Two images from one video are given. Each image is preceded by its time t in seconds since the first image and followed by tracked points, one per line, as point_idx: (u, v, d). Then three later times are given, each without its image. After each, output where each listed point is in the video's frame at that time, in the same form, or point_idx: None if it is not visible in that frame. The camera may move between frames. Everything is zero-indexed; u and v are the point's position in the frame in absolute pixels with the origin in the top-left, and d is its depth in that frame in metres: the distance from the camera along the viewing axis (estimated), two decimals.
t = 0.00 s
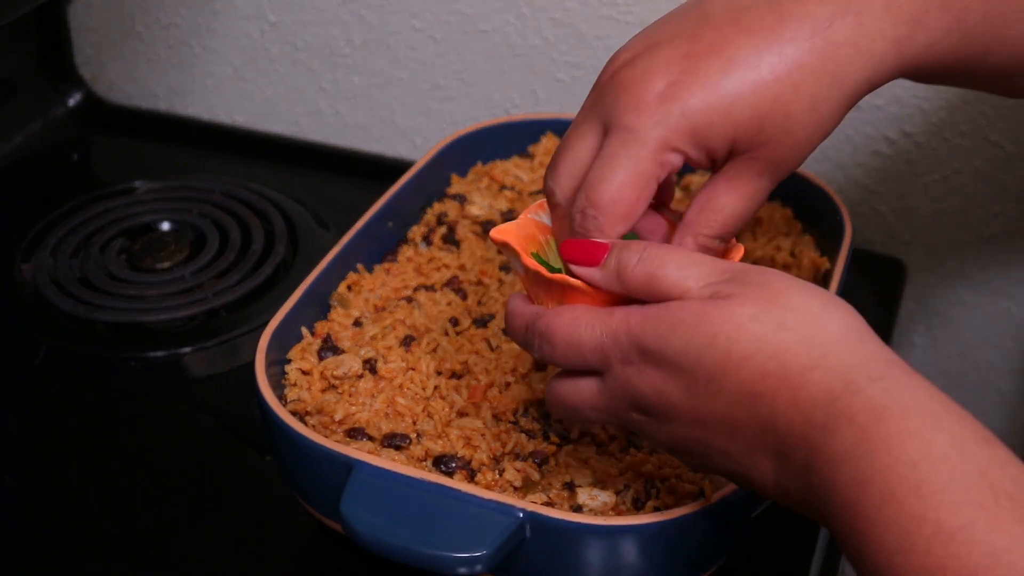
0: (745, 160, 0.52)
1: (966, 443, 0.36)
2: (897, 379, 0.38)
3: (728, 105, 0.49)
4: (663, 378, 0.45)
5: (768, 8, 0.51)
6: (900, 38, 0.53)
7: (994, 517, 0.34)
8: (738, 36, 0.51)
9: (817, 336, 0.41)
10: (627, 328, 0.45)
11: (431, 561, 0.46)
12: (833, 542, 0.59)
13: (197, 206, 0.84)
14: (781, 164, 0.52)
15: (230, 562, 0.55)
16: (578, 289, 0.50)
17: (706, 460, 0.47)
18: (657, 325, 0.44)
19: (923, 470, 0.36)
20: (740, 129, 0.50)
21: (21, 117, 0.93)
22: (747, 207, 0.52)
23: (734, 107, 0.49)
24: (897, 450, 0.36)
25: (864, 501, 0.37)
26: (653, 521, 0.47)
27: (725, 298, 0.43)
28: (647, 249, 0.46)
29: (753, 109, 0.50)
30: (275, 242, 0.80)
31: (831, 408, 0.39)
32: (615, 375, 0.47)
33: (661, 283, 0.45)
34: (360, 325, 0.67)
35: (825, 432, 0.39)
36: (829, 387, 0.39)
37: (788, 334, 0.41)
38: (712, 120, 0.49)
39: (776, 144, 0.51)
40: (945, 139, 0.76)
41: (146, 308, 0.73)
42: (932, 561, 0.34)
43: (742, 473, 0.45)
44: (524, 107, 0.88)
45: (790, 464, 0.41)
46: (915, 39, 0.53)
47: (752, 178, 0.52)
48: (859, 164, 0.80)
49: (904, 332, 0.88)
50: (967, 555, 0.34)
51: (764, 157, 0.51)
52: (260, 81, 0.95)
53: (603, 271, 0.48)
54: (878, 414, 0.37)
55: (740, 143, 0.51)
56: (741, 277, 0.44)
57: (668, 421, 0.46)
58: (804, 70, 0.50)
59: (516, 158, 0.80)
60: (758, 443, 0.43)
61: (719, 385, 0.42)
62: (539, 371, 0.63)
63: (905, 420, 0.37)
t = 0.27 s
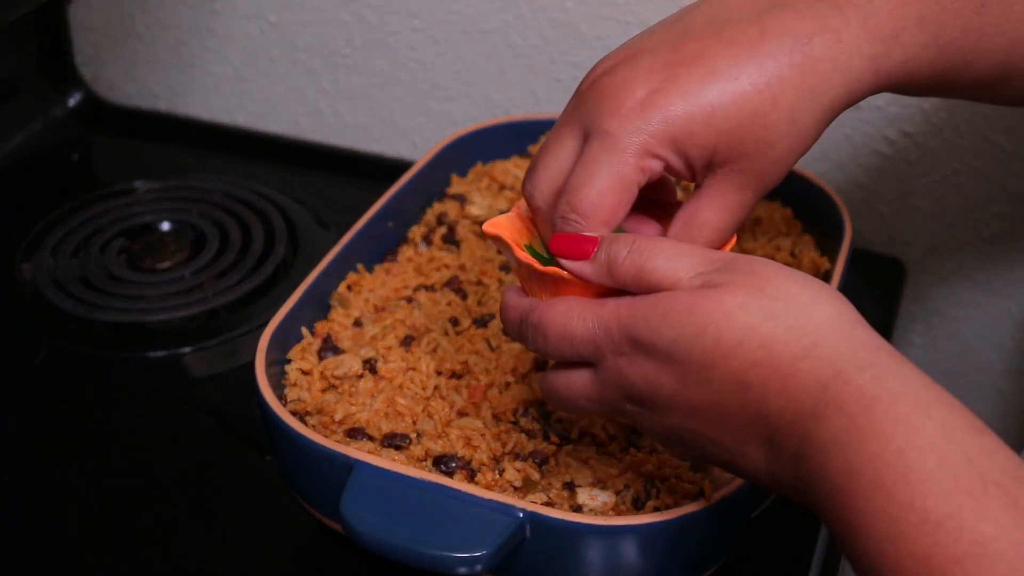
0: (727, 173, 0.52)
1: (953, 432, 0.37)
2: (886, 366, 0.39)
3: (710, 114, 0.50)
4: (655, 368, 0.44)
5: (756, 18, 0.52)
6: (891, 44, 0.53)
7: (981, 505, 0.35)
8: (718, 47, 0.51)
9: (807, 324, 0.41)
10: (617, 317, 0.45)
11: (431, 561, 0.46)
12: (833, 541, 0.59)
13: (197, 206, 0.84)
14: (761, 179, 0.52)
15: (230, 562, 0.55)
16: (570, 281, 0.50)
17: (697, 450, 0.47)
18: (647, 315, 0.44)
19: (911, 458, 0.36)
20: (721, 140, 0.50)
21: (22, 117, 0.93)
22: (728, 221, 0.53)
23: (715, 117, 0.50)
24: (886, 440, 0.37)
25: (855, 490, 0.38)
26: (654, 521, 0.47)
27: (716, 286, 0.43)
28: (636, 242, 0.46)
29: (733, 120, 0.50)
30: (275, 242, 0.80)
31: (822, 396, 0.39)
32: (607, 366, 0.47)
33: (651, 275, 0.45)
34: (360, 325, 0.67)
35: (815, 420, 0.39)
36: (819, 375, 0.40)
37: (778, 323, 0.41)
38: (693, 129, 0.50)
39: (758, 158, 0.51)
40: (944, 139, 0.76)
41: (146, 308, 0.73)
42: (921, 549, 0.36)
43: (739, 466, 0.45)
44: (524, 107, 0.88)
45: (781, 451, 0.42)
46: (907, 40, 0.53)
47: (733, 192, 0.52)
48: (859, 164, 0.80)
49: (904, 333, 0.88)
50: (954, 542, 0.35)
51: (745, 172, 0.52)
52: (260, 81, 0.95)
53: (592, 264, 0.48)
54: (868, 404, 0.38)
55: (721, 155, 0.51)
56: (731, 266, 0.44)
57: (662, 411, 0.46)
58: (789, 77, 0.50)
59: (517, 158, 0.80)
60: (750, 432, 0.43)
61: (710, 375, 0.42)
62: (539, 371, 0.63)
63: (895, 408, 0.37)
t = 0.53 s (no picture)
0: (715, 170, 0.53)
1: (945, 423, 0.37)
2: (876, 359, 0.39)
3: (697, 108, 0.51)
4: (647, 362, 0.45)
5: (754, 21, 0.52)
6: (870, 44, 0.53)
7: (971, 496, 0.35)
8: (703, 44, 0.52)
9: (797, 315, 0.41)
10: (610, 310, 0.45)
11: (431, 561, 0.46)
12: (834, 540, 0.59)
13: (197, 206, 0.84)
14: (750, 176, 0.53)
15: (231, 562, 0.55)
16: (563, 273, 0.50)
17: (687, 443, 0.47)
18: (640, 308, 0.44)
19: (907, 457, 0.36)
20: (709, 134, 0.51)
21: (21, 117, 0.93)
22: (719, 218, 0.53)
23: (702, 112, 0.51)
24: (877, 430, 0.37)
25: (845, 481, 0.37)
26: (654, 521, 0.47)
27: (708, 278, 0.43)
28: (628, 234, 0.46)
29: (720, 115, 0.51)
30: (275, 242, 0.80)
31: (810, 387, 0.39)
32: (598, 358, 0.47)
33: (643, 266, 0.45)
34: (360, 325, 0.67)
35: (805, 413, 0.39)
36: (808, 365, 0.39)
37: (770, 314, 0.41)
38: (680, 125, 0.51)
39: (747, 153, 0.52)
40: (944, 139, 0.76)
41: (146, 308, 0.73)
42: (912, 540, 0.35)
43: (733, 462, 0.45)
44: (524, 107, 0.88)
45: (771, 443, 0.41)
46: (887, 40, 0.54)
47: (723, 189, 0.53)
48: (859, 164, 0.80)
49: (904, 333, 0.88)
50: (945, 533, 0.35)
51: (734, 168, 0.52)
52: (261, 81, 0.95)
53: (585, 256, 0.48)
54: (858, 394, 0.38)
55: (709, 151, 0.52)
56: (723, 258, 0.44)
57: (653, 405, 0.46)
58: (777, 75, 0.51)
59: (517, 158, 0.80)
60: (740, 423, 0.43)
61: (701, 367, 0.42)
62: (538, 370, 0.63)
63: (885, 398, 0.37)
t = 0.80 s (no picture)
0: (708, 151, 0.53)
1: (937, 422, 0.37)
2: (867, 358, 0.39)
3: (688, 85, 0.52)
4: (637, 370, 0.45)
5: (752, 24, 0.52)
6: (859, 28, 0.55)
7: (964, 494, 0.35)
8: (696, 27, 0.54)
9: (786, 318, 0.41)
10: (600, 321, 0.46)
11: (431, 561, 0.46)
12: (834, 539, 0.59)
13: (197, 206, 0.84)
14: (743, 158, 0.53)
15: (231, 563, 0.55)
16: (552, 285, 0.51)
17: (679, 453, 0.47)
18: (628, 317, 0.45)
19: (898, 455, 0.36)
20: (700, 112, 0.52)
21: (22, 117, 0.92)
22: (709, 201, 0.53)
23: (693, 87, 0.52)
24: (868, 429, 0.37)
25: (839, 481, 0.37)
26: (653, 521, 0.47)
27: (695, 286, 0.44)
28: (614, 244, 0.47)
29: (711, 90, 0.52)
30: (275, 242, 0.80)
31: (801, 389, 0.39)
32: (588, 369, 0.48)
33: (630, 275, 0.46)
34: (360, 326, 0.67)
35: (798, 414, 0.39)
36: (799, 367, 0.40)
37: (759, 317, 0.42)
38: (671, 98, 0.52)
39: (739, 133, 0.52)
40: (944, 139, 0.76)
41: (146, 308, 0.73)
42: (908, 541, 0.35)
43: (727, 470, 0.45)
44: (524, 107, 0.88)
45: (764, 446, 0.42)
46: (878, 25, 0.56)
47: (716, 172, 0.53)
48: (859, 164, 0.80)
49: (904, 333, 0.89)
50: (940, 532, 0.34)
51: (723, 148, 0.52)
52: (260, 81, 0.95)
53: (572, 267, 0.49)
54: (850, 394, 0.38)
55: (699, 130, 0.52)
56: (709, 265, 0.45)
57: (643, 413, 0.47)
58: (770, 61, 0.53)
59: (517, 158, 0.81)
60: (732, 426, 0.43)
61: (693, 372, 0.43)
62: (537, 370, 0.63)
63: (876, 398, 0.37)
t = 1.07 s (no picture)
0: (695, 102, 0.54)
1: (937, 426, 0.37)
2: (864, 362, 0.39)
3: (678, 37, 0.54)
4: (635, 381, 0.45)
5: None
6: None
7: (966, 498, 0.35)
8: None
9: (783, 324, 0.41)
10: (596, 333, 0.46)
11: (432, 561, 0.46)
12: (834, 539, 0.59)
13: (197, 206, 0.84)
14: (730, 110, 0.53)
15: (231, 563, 0.55)
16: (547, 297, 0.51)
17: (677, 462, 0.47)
18: (624, 328, 0.45)
19: (897, 455, 0.36)
20: (686, 63, 0.54)
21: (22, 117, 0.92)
22: (696, 152, 0.53)
23: (681, 39, 0.54)
24: (869, 432, 0.37)
25: (841, 486, 0.37)
26: (653, 521, 0.47)
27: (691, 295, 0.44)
28: (610, 254, 0.47)
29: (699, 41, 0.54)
30: (275, 242, 0.80)
31: (799, 397, 0.39)
32: (586, 382, 0.48)
33: (625, 285, 0.46)
34: (360, 326, 0.67)
35: (797, 420, 0.39)
36: (798, 374, 0.40)
37: (755, 325, 0.42)
38: (658, 47, 0.54)
39: (725, 84, 0.53)
40: (944, 139, 0.76)
41: (147, 308, 0.73)
42: (909, 545, 0.35)
43: (727, 479, 0.45)
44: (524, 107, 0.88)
45: (764, 454, 0.41)
46: None
47: (705, 123, 0.53)
48: (859, 164, 0.80)
49: (904, 333, 0.89)
50: (941, 537, 0.34)
51: (711, 99, 0.53)
52: (261, 81, 0.95)
53: (567, 279, 0.49)
54: (848, 399, 0.38)
55: (687, 79, 0.54)
56: (704, 274, 0.45)
57: (641, 424, 0.47)
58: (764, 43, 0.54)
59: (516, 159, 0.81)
60: (733, 436, 0.43)
61: (691, 382, 0.43)
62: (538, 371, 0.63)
63: (875, 401, 0.37)
